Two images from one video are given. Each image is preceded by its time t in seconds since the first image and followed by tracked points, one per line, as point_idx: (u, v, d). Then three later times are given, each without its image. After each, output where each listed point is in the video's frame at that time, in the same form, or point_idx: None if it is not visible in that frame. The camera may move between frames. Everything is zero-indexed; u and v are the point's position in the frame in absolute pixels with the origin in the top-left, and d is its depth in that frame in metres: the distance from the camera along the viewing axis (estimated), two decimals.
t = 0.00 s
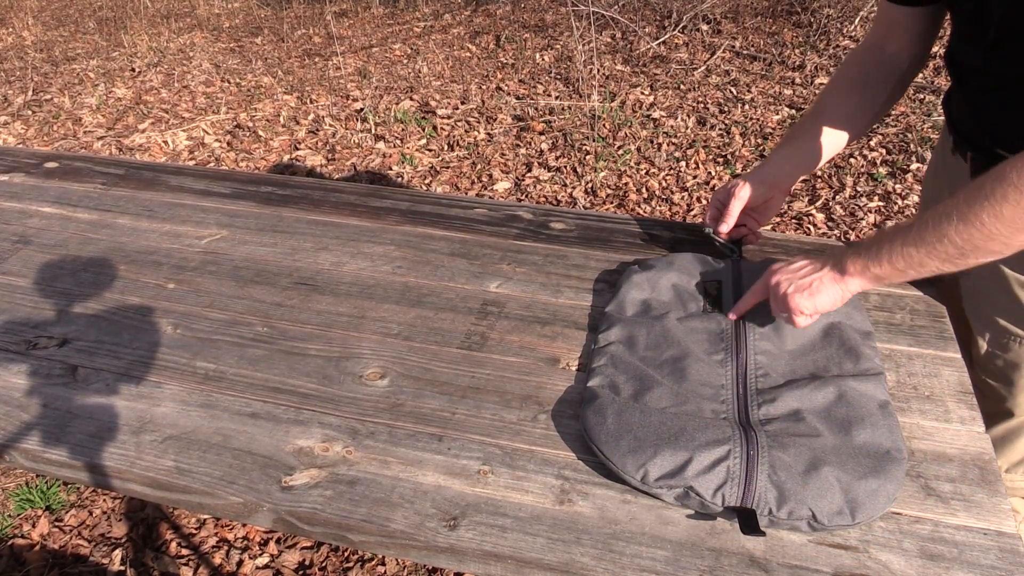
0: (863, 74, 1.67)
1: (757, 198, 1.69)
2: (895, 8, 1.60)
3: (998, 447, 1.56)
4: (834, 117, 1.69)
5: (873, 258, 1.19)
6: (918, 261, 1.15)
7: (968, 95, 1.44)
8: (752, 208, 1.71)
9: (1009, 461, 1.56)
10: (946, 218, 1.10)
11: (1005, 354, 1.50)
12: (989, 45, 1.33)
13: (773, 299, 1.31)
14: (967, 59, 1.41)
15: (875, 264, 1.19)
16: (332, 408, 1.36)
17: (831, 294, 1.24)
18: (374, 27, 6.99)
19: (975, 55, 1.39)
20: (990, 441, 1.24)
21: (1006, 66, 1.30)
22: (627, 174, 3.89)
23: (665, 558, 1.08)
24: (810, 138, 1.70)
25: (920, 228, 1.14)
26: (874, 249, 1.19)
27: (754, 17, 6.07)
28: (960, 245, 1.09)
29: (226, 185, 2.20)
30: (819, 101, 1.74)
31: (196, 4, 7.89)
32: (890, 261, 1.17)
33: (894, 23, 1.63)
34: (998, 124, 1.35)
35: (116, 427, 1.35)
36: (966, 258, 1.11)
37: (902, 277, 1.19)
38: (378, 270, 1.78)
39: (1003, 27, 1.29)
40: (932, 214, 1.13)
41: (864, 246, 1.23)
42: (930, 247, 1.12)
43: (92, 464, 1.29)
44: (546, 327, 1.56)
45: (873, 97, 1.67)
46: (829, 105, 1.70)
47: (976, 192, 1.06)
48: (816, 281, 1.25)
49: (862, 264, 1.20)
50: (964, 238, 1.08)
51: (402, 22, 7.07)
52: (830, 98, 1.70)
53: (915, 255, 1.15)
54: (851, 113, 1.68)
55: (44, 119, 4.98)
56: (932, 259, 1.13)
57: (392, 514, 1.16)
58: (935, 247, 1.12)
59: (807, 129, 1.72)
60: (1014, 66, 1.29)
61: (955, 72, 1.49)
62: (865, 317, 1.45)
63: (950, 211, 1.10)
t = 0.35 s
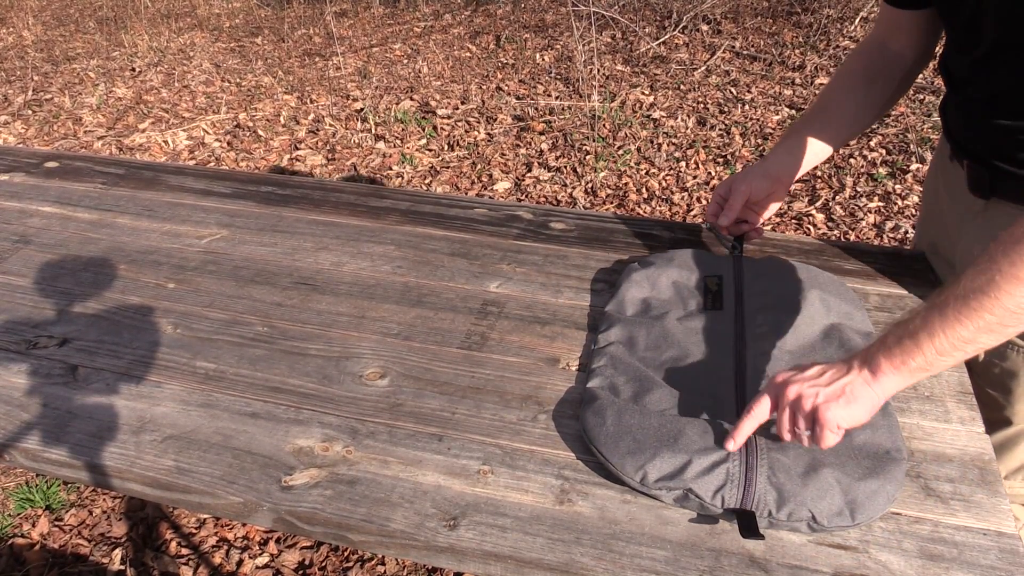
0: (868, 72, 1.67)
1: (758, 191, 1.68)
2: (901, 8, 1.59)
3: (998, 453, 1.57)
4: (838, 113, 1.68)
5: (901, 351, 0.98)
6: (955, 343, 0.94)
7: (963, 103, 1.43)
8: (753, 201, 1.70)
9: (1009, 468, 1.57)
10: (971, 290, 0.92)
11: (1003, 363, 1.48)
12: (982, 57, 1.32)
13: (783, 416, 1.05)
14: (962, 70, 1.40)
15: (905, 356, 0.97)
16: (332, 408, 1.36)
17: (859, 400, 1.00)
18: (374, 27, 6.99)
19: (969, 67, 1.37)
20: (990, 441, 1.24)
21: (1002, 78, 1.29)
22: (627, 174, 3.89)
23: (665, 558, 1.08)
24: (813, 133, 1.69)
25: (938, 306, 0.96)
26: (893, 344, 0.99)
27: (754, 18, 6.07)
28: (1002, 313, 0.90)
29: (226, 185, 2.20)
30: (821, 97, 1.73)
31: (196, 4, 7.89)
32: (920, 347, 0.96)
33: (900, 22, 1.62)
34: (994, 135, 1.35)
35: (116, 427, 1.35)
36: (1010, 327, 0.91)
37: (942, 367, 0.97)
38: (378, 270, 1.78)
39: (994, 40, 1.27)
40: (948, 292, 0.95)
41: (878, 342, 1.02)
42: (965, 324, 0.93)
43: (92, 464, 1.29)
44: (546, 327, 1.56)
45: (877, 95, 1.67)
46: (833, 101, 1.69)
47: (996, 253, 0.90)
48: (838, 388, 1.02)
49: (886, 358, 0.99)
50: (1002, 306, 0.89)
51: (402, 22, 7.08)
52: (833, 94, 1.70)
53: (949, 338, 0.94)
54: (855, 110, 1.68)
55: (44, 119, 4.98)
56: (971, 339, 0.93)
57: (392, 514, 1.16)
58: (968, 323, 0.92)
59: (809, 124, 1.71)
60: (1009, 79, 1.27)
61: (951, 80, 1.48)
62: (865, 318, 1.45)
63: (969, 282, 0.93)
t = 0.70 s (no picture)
0: (864, 72, 1.66)
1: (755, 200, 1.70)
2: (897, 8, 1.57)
3: (999, 454, 1.59)
4: (833, 114, 1.69)
5: (899, 363, 0.98)
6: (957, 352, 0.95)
7: (963, 107, 1.43)
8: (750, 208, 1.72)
9: (1009, 469, 1.60)
10: (967, 299, 0.92)
11: (1002, 365, 1.48)
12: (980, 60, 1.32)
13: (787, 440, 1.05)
14: (961, 74, 1.40)
15: (906, 369, 0.98)
16: (331, 408, 1.36)
17: (863, 417, 1.01)
18: (375, 27, 7.00)
19: (969, 70, 1.36)
20: (989, 441, 1.24)
21: (1002, 81, 1.29)
22: (627, 174, 3.89)
23: (665, 558, 1.08)
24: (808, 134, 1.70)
25: (935, 317, 0.96)
26: (892, 357, 0.99)
27: (753, 18, 6.07)
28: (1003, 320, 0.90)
29: (226, 185, 2.21)
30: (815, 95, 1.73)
31: (196, 5, 7.89)
32: (918, 359, 0.97)
33: (897, 22, 1.60)
34: (996, 138, 1.34)
35: (116, 427, 1.35)
36: (1009, 334, 0.92)
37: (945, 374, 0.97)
38: (378, 270, 1.78)
39: (995, 43, 1.26)
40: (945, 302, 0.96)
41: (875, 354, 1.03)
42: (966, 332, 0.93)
43: (92, 464, 1.29)
44: (546, 327, 1.56)
45: (873, 95, 1.66)
46: (828, 102, 1.69)
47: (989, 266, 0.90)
48: (841, 408, 1.02)
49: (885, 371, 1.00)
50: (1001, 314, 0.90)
51: (402, 22, 7.08)
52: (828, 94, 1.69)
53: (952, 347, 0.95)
54: (850, 111, 1.68)
55: (45, 119, 4.98)
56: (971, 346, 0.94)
57: (392, 514, 1.16)
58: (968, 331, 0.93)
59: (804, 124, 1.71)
60: (1010, 83, 1.27)
61: (950, 84, 1.48)
62: (865, 318, 1.45)
63: (965, 292, 0.93)
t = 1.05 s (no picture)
0: (868, 64, 1.68)
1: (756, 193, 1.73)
2: None
3: (998, 453, 1.56)
4: (839, 107, 1.70)
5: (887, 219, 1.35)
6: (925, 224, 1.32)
7: (960, 96, 1.43)
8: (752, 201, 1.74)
9: (1010, 466, 1.56)
10: (965, 190, 1.24)
11: (1002, 361, 1.50)
12: (985, 46, 1.33)
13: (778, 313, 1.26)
14: (964, 61, 1.41)
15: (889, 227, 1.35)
16: (331, 408, 1.36)
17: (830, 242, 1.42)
18: (374, 28, 7.00)
19: (973, 57, 1.37)
20: (989, 441, 1.24)
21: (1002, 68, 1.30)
22: (627, 174, 3.89)
23: (665, 558, 1.08)
24: (813, 126, 1.72)
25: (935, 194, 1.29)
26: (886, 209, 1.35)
27: (753, 18, 6.08)
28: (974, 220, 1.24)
29: (226, 185, 2.21)
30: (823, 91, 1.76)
31: (196, 5, 7.89)
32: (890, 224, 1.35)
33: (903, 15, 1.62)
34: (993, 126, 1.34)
35: (116, 427, 1.35)
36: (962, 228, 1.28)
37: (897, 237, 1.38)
38: (378, 270, 1.78)
39: (1002, 29, 1.27)
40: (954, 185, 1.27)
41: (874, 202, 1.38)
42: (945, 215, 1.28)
43: (92, 464, 1.29)
44: (546, 327, 1.56)
45: (878, 88, 1.67)
46: (834, 96, 1.71)
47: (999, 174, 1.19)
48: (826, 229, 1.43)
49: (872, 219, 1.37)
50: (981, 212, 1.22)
51: (402, 23, 7.08)
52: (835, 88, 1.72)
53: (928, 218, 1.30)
54: (854, 103, 1.69)
55: (45, 119, 4.98)
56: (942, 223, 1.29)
57: (392, 514, 1.16)
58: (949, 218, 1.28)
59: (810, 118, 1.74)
60: (1011, 69, 1.28)
61: (951, 74, 1.48)
62: (866, 316, 1.45)
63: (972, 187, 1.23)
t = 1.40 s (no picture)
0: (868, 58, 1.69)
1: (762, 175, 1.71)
2: None
3: (995, 445, 1.56)
4: (840, 101, 1.71)
5: (896, 200, 1.37)
6: (935, 206, 1.33)
7: (959, 85, 1.46)
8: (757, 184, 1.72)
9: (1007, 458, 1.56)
10: (967, 167, 1.26)
11: (998, 352, 1.50)
12: (985, 36, 1.36)
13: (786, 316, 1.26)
14: (962, 51, 1.44)
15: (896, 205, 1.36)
16: (331, 408, 1.36)
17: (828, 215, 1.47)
18: (375, 27, 6.98)
19: (976, 46, 1.39)
20: (989, 442, 1.24)
21: (1006, 56, 1.32)
22: (628, 174, 3.89)
23: (664, 558, 1.08)
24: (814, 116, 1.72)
25: (941, 172, 1.31)
26: (893, 190, 1.38)
27: (754, 18, 6.07)
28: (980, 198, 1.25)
29: (226, 184, 2.20)
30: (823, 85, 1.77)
31: (196, 4, 7.88)
32: (896, 206, 1.37)
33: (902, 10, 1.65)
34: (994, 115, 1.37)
35: (116, 426, 1.35)
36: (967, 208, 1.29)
37: (909, 220, 1.39)
38: (378, 269, 1.78)
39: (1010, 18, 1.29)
40: (958, 163, 1.28)
41: (885, 184, 1.40)
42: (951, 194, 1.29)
43: (92, 463, 1.29)
44: (547, 327, 1.56)
45: (877, 81, 1.68)
46: (833, 89, 1.72)
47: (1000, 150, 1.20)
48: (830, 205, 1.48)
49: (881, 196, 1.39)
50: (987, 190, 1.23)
51: (402, 22, 7.07)
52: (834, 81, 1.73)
53: (939, 198, 1.31)
54: (853, 97, 1.70)
55: (44, 118, 4.97)
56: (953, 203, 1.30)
57: (392, 513, 1.16)
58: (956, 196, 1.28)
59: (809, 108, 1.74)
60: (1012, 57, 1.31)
61: (949, 66, 1.52)
62: (868, 314, 1.45)
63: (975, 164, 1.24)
